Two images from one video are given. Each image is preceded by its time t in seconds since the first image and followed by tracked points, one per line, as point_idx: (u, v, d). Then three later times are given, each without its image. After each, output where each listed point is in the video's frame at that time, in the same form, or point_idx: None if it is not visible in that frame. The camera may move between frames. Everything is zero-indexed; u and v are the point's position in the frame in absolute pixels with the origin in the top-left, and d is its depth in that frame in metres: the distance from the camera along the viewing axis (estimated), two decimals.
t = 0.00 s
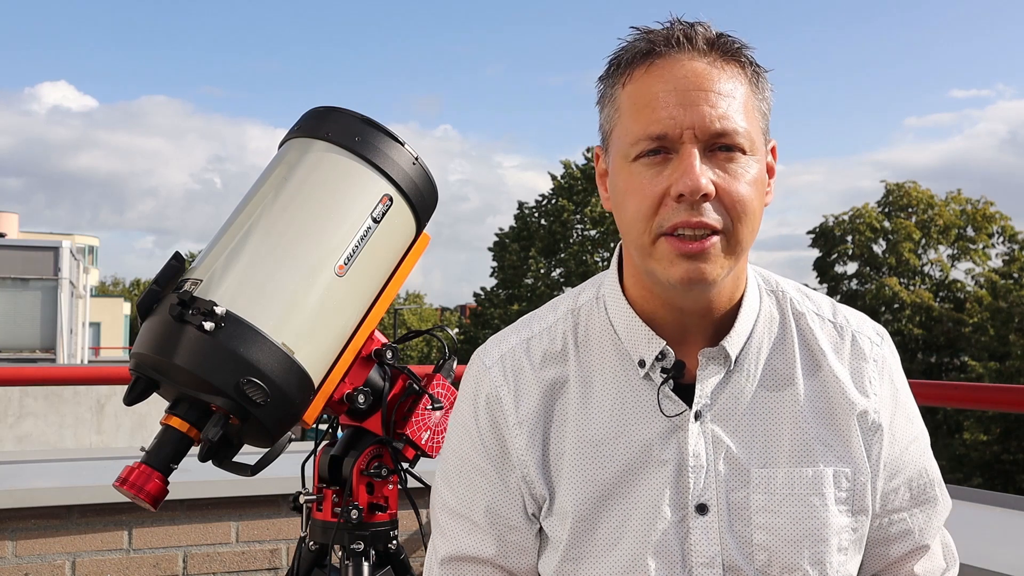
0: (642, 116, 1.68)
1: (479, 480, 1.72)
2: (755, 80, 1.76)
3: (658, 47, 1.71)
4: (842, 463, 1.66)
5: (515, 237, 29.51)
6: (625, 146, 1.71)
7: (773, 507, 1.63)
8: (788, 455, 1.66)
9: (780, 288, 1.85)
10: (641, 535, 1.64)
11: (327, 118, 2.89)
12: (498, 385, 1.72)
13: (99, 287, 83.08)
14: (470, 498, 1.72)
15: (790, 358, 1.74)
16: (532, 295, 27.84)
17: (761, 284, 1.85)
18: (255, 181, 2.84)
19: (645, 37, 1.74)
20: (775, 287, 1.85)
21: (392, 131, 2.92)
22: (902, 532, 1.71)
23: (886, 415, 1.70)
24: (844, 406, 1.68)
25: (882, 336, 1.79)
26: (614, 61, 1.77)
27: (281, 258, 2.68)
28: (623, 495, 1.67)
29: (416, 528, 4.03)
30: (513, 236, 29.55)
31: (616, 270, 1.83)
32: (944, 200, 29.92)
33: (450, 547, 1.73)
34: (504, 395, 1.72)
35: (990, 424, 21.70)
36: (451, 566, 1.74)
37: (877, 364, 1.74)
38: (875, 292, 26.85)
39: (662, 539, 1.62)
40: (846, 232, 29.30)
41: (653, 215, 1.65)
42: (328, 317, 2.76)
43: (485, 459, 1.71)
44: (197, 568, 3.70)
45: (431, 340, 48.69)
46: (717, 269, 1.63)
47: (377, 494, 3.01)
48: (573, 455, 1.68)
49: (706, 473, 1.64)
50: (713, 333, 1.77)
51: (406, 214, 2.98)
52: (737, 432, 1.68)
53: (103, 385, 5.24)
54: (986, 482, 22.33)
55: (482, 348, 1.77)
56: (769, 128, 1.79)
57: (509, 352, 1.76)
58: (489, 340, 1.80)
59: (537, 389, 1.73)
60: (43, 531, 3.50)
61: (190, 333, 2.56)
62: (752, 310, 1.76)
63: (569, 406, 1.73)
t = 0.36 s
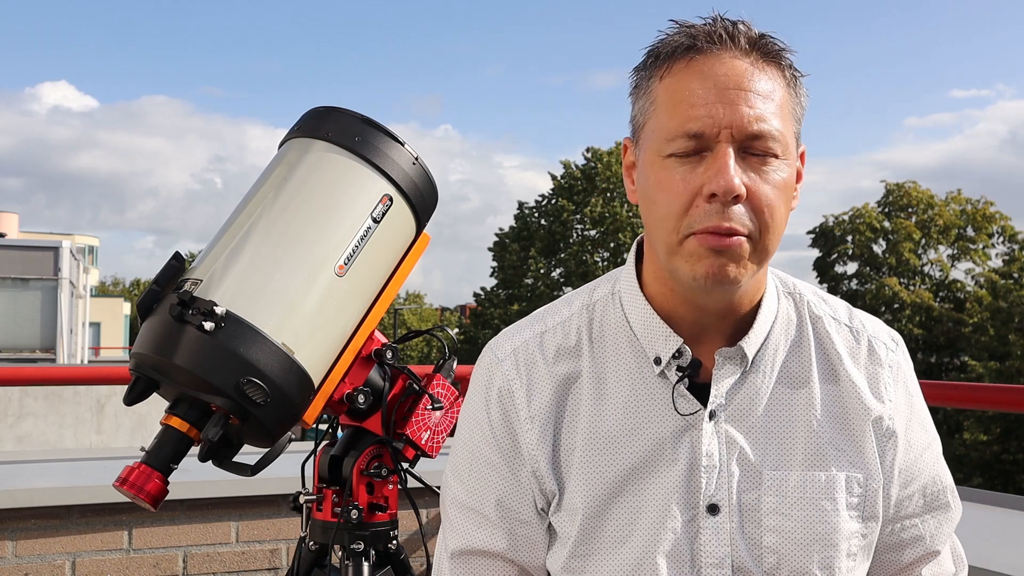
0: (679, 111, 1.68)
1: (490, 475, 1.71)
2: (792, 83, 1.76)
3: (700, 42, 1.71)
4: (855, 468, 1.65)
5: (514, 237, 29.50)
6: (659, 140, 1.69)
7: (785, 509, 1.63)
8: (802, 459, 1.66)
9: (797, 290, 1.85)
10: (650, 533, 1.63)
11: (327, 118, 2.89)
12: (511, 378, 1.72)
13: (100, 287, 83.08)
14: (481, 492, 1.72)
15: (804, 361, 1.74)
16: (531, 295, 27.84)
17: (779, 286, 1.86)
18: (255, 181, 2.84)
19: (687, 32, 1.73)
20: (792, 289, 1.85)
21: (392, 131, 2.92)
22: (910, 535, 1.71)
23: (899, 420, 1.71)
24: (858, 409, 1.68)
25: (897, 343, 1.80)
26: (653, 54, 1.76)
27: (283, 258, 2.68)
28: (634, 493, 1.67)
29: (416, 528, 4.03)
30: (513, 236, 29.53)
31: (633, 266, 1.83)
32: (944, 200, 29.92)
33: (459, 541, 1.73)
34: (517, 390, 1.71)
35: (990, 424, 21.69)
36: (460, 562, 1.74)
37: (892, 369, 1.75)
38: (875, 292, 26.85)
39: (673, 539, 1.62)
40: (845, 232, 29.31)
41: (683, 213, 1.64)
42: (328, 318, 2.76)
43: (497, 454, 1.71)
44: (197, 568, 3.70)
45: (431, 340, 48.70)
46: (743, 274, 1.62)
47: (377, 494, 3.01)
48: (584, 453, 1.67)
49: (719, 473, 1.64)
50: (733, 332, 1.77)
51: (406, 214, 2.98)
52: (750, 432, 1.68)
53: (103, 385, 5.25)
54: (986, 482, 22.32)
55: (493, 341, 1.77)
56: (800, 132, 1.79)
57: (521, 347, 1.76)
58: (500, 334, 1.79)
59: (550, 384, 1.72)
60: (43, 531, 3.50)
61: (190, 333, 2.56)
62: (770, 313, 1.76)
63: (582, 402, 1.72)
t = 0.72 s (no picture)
0: (689, 113, 1.67)
1: (496, 476, 1.71)
2: (803, 83, 1.76)
3: (709, 43, 1.71)
4: (862, 474, 1.66)
5: (514, 236, 29.49)
6: (669, 143, 1.69)
7: (791, 514, 1.63)
8: (808, 463, 1.66)
9: (806, 294, 1.84)
10: (657, 537, 1.63)
11: (327, 118, 2.88)
12: (518, 379, 1.72)
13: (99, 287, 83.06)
14: (486, 493, 1.72)
15: (813, 365, 1.73)
16: (531, 295, 27.84)
17: (787, 289, 1.85)
18: (254, 181, 2.84)
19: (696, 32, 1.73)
20: (801, 293, 1.84)
21: (392, 130, 2.92)
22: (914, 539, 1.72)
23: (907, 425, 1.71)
24: (865, 414, 1.68)
25: (904, 348, 1.80)
26: (662, 54, 1.75)
27: (284, 258, 2.68)
28: (640, 494, 1.67)
29: (416, 528, 4.03)
30: (513, 236, 29.50)
31: (642, 267, 1.82)
32: (944, 200, 29.92)
33: (463, 542, 1.73)
34: (524, 391, 1.71)
35: (990, 424, 21.69)
36: (464, 562, 1.74)
37: (900, 375, 1.75)
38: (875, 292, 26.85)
39: (680, 543, 1.62)
40: (845, 232, 29.31)
41: (694, 215, 1.64)
42: (327, 318, 2.76)
43: (503, 455, 1.71)
44: (197, 568, 3.70)
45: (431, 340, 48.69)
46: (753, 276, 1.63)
47: (377, 494, 3.01)
48: (591, 455, 1.67)
49: (726, 477, 1.64)
50: (744, 337, 1.76)
51: (406, 214, 2.98)
52: (757, 436, 1.68)
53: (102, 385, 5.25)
54: (986, 482, 22.32)
55: (501, 339, 1.77)
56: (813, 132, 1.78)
57: (529, 346, 1.76)
58: (509, 332, 1.79)
59: (558, 386, 1.72)
60: (43, 531, 3.50)
61: (190, 333, 2.56)
62: (780, 319, 1.76)
63: (589, 405, 1.72)
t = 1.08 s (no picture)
0: (672, 119, 1.67)
1: (493, 481, 1.71)
2: (786, 81, 1.75)
3: (689, 48, 1.70)
4: (859, 470, 1.65)
5: (514, 237, 29.46)
6: (653, 149, 1.69)
7: (787, 512, 1.63)
8: (804, 461, 1.66)
9: (800, 291, 1.85)
10: (654, 537, 1.63)
11: (327, 118, 2.89)
12: (513, 383, 1.72)
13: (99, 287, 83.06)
14: (484, 498, 1.72)
15: (808, 363, 1.74)
16: (531, 295, 27.84)
17: (781, 286, 1.85)
18: (254, 181, 2.84)
19: (675, 36, 1.72)
20: (794, 290, 1.85)
21: (392, 130, 2.92)
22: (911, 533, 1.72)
23: (902, 421, 1.71)
24: (861, 411, 1.68)
25: (899, 342, 1.79)
26: (643, 60, 1.75)
27: (283, 259, 2.68)
28: (637, 496, 1.67)
29: (416, 528, 4.03)
30: (513, 236, 29.46)
31: (635, 269, 1.83)
32: (944, 200, 29.92)
33: (462, 547, 1.73)
34: (520, 394, 1.71)
35: (990, 424, 21.68)
36: (464, 566, 1.74)
37: (896, 369, 1.74)
38: (875, 292, 26.85)
39: (677, 543, 1.62)
40: (845, 232, 29.31)
41: (681, 220, 1.65)
42: (327, 318, 2.76)
43: (500, 459, 1.71)
44: (197, 568, 3.70)
45: (431, 340, 48.70)
46: (743, 277, 1.64)
47: (377, 494, 3.01)
48: (587, 457, 1.67)
49: (722, 476, 1.64)
50: (736, 335, 1.76)
51: (406, 214, 2.98)
52: (754, 435, 1.68)
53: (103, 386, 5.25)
54: (986, 482, 22.32)
55: (496, 344, 1.77)
56: (797, 129, 1.78)
57: (524, 350, 1.75)
58: (502, 337, 1.78)
59: (553, 388, 1.72)
60: (43, 531, 3.50)
61: (190, 333, 2.56)
62: (773, 316, 1.76)
63: (584, 407, 1.72)
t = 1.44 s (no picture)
0: (644, 112, 1.69)
1: (487, 476, 1.71)
2: (757, 71, 1.76)
3: (657, 43, 1.72)
4: (851, 460, 1.66)
5: (514, 237, 29.45)
6: (630, 144, 1.71)
7: (781, 502, 1.63)
8: (796, 451, 1.66)
9: (790, 284, 1.85)
10: (648, 530, 1.63)
11: (327, 118, 2.89)
12: (505, 379, 1.72)
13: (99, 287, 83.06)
14: (479, 493, 1.72)
15: (799, 354, 1.74)
16: (532, 295, 27.84)
17: (771, 279, 1.85)
18: (255, 181, 2.84)
19: (642, 34, 1.75)
20: (784, 283, 1.85)
21: (392, 130, 2.92)
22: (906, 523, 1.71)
23: (895, 410, 1.71)
24: (853, 399, 1.68)
25: (892, 333, 1.79)
26: (614, 62, 1.77)
27: (283, 257, 2.69)
28: (630, 489, 1.67)
29: (416, 528, 4.04)
30: (513, 236, 29.45)
31: (624, 265, 1.82)
32: (945, 200, 29.92)
33: (458, 544, 1.73)
34: (512, 391, 1.72)
35: (990, 424, 21.68)
36: (460, 563, 1.74)
37: (887, 359, 1.74)
38: (875, 292, 26.86)
39: (671, 534, 1.62)
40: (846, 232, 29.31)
41: (661, 209, 1.65)
42: (328, 318, 2.76)
43: (493, 455, 1.71)
44: (197, 568, 3.70)
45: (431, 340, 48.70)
46: (728, 262, 1.63)
47: (377, 494, 3.01)
48: (579, 450, 1.68)
49: (715, 468, 1.63)
50: (724, 326, 1.77)
51: (406, 214, 2.98)
52: (747, 427, 1.67)
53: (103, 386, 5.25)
54: (986, 482, 22.32)
55: (489, 343, 1.78)
56: (772, 121, 1.79)
57: (517, 347, 1.76)
58: (496, 336, 1.80)
59: (545, 383, 1.73)
60: (43, 531, 3.50)
61: (190, 333, 2.56)
62: (761, 308, 1.76)
63: (576, 402, 1.72)
